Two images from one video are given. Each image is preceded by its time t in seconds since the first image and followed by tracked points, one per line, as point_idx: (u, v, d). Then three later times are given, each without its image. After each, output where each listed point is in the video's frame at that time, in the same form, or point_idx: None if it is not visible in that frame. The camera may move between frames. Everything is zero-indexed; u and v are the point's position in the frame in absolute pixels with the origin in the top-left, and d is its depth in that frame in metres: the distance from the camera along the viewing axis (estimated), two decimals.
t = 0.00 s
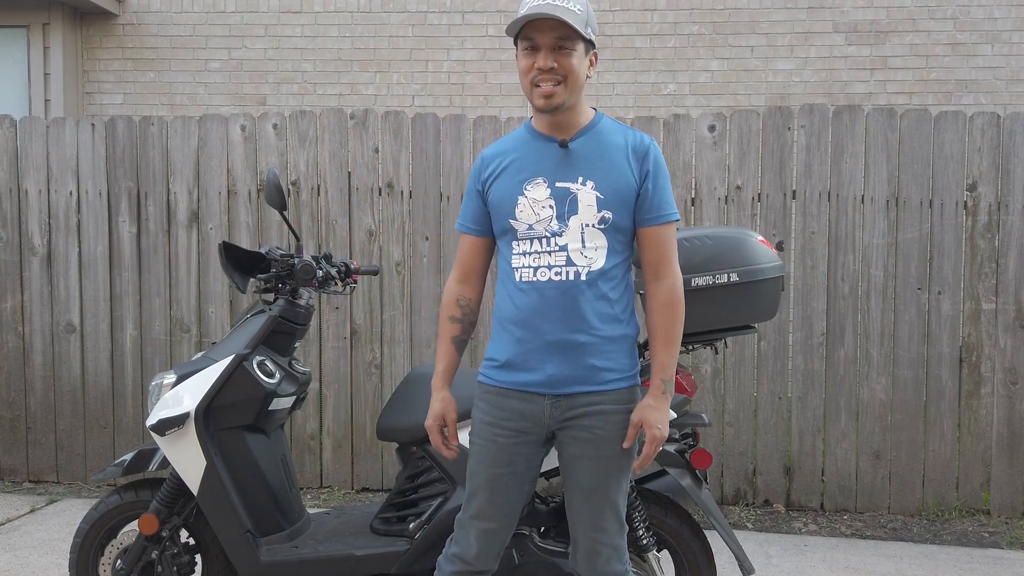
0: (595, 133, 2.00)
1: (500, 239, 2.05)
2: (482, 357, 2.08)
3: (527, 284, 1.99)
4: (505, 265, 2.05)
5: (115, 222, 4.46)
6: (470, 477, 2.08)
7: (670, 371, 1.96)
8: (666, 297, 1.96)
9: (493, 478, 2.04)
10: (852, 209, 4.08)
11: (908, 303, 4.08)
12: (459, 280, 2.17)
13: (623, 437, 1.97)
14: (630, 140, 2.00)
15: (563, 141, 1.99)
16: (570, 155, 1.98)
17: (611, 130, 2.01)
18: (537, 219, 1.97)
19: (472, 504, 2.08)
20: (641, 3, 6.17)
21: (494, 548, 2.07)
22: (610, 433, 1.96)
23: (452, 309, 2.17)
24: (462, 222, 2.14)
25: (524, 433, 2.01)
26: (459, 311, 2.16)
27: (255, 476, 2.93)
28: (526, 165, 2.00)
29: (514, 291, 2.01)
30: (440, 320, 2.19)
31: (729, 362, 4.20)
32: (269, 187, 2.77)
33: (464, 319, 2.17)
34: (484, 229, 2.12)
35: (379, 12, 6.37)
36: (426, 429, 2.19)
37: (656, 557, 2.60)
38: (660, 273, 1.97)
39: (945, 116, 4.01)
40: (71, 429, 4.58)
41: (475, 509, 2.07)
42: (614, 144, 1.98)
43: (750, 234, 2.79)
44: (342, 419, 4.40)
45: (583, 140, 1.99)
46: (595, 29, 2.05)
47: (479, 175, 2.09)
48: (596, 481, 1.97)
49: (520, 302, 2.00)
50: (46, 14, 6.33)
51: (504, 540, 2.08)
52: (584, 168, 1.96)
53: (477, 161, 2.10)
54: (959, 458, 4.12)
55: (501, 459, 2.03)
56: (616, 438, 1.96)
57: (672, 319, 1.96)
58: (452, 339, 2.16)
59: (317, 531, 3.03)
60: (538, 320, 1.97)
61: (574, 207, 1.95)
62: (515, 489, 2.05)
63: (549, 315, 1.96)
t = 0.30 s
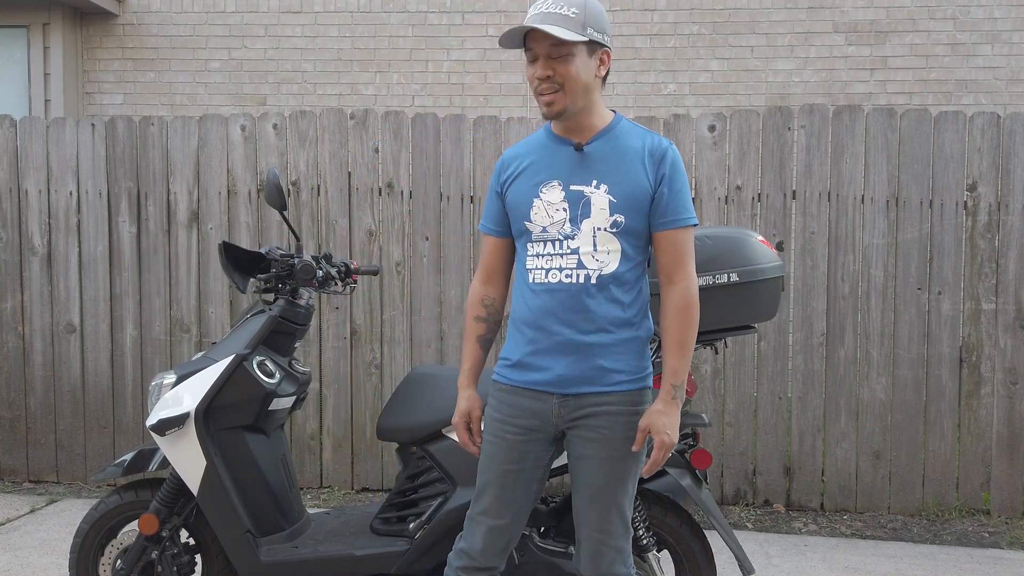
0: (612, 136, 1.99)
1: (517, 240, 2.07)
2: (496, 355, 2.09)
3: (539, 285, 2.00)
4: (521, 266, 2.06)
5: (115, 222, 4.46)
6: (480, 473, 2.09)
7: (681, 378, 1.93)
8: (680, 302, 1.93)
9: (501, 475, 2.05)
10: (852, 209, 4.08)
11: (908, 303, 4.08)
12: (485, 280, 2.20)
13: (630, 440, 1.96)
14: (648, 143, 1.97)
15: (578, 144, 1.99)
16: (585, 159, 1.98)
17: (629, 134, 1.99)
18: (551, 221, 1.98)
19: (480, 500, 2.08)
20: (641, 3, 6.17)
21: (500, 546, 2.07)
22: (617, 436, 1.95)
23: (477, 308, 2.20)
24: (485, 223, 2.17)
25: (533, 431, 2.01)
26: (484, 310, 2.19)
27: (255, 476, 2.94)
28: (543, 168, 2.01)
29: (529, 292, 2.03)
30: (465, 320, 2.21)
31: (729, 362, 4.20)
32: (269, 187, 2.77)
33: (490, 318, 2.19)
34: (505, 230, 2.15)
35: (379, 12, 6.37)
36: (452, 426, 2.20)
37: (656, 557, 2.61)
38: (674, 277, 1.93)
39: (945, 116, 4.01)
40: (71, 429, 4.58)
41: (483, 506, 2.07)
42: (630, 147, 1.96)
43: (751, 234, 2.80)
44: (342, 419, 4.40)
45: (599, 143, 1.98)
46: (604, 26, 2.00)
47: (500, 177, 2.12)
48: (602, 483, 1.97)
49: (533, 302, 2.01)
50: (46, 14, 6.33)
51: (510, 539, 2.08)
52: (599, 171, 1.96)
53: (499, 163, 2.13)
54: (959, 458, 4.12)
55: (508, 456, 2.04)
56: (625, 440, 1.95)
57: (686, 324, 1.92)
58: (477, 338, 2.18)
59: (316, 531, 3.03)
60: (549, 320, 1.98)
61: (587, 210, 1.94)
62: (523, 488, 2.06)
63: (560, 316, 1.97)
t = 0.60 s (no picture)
0: (615, 137, 1.98)
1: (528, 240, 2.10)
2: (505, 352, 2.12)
3: (542, 284, 2.02)
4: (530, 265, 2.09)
5: (115, 222, 4.46)
6: (485, 466, 2.11)
7: (685, 383, 1.89)
8: (684, 305, 1.88)
9: (502, 469, 2.06)
10: (852, 209, 4.08)
11: (908, 303, 4.08)
12: (502, 276, 2.25)
13: (626, 442, 1.95)
14: (653, 143, 1.93)
15: (580, 146, 2.00)
16: (588, 160, 1.98)
17: (633, 133, 1.97)
18: (554, 222, 2.00)
19: (483, 493, 2.10)
20: (641, 3, 6.17)
21: (500, 542, 2.08)
22: (612, 436, 1.94)
23: (491, 303, 2.25)
24: (507, 223, 2.23)
25: (533, 426, 2.02)
26: (497, 305, 2.24)
27: (255, 475, 2.94)
28: (549, 170, 2.03)
29: (534, 291, 2.05)
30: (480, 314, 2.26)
31: (729, 362, 4.20)
32: (269, 187, 2.77)
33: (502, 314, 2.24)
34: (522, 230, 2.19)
35: (379, 12, 6.37)
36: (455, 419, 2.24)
37: (656, 557, 2.61)
38: (678, 278, 1.89)
39: (945, 116, 4.01)
40: (71, 429, 4.58)
41: (485, 499, 2.09)
42: (631, 147, 1.94)
43: (751, 234, 2.80)
44: (342, 419, 4.40)
45: (601, 143, 1.98)
46: (575, 25, 1.98)
47: (515, 178, 2.16)
48: (598, 483, 1.96)
49: (536, 301, 2.03)
50: (46, 14, 6.33)
51: (511, 535, 2.08)
52: (600, 172, 1.95)
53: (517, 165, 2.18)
54: (959, 458, 4.12)
55: (508, 450, 2.05)
56: (621, 441, 1.94)
57: (691, 326, 1.88)
58: (487, 330, 2.22)
59: (317, 531, 3.02)
60: (549, 320, 1.99)
61: (586, 211, 1.94)
62: (523, 484, 2.06)
63: (558, 315, 1.98)
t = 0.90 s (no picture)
0: (610, 136, 1.97)
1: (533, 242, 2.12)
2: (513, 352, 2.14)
3: (543, 285, 2.04)
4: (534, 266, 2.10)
5: (115, 222, 4.46)
6: (488, 463, 2.12)
7: (672, 380, 1.84)
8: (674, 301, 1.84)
9: (503, 466, 2.07)
10: (852, 209, 4.08)
11: (908, 303, 4.08)
12: (516, 278, 2.28)
13: (622, 444, 1.94)
14: (647, 140, 1.91)
15: (576, 146, 2.00)
16: (583, 160, 1.98)
17: (629, 131, 1.95)
18: (552, 222, 2.01)
19: (486, 489, 2.12)
20: (641, 3, 6.17)
21: (502, 538, 2.10)
22: (609, 437, 1.93)
23: (506, 306, 2.28)
24: (518, 226, 2.24)
25: (533, 425, 2.03)
26: (512, 308, 2.26)
27: (256, 474, 2.94)
28: (548, 172, 2.05)
29: (536, 291, 2.06)
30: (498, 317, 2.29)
31: (729, 362, 4.20)
32: (269, 187, 2.77)
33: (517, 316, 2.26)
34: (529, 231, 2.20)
35: (379, 12, 6.37)
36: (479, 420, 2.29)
37: (656, 557, 2.61)
38: (670, 274, 1.85)
39: (945, 116, 4.01)
40: (71, 429, 4.58)
41: (488, 495, 2.10)
42: (626, 145, 1.93)
43: (751, 234, 2.80)
44: (342, 419, 4.40)
45: (596, 143, 1.97)
46: (567, 25, 1.99)
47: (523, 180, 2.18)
48: (595, 484, 1.96)
49: (538, 302, 2.05)
50: (46, 14, 6.33)
51: (512, 533, 2.09)
52: (594, 171, 1.95)
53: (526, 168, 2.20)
54: (959, 458, 4.12)
55: (510, 448, 2.06)
56: (618, 443, 1.94)
57: (683, 324, 1.83)
58: (504, 334, 2.24)
59: (317, 531, 3.02)
60: (548, 320, 2.00)
61: (581, 211, 1.94)
62: (525, 482, 2.07)
63: (557, 316, 1.99)
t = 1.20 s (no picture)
0: (608, 132, 1.97)
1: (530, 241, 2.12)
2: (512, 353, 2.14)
3: (542, 283, 2.03)
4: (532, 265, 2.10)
5: (115, 222, 4.46)
6: (488, 463, 2.13)
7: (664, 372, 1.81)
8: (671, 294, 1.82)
9: (503, 466, 2.08)
10: (852, 209, 4.08)
11: (908, 303, 4.08)
12: (508, 279, 2.27)
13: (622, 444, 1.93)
14: (646, 136, 1.91)
15: (575, 142, 2.00)
16: (581, 156, 1.98)
17: (627, 127, 1.96)
18: (550, 219, 2.00)
19: (486, 490, 2.13)
20: (641, 3, 6.17)
21: (501, 538, 2.10)
22: (608, 438, 1.93)
23: (498, 307, 2.27)
24: (513, 225, 2.25)
25: (533, 426, 2.03)
26: (505, 308, 2.26)
27: (255, 474, 2.94)
28: (546, 169, 2.04)
29: (535, 289, 2.06)
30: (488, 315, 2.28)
31: (729, 362, 4.20)
32: (269, 187, 2.77)
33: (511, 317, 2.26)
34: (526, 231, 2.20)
35: (379, 12, 6.37)
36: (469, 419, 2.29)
37: (656, 557, 2.61)
38: (668, 269, 1.84)
39: (945, 116, 4.01)
40: (71, 429, 4.57)
41: (487, 495, 2.11)
42: (624, 141, 1.93)
43: (751, 234, 2.80)
44: (342, 419, 4.40)
45: (595, 139, 1.97)
46: (566, 25, 1.98)
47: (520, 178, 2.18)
48: (595, 485, 1.96)
49: (536, 300, 2.04)
50: (46, 14, 6.33)
51: (512, 533, 2.10)
52: (592, 167, 1.95)
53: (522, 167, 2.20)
54: (959, 458, 4.12)
55: (510, 448, 2.07)
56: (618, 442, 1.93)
57: (681, 317, 1.81)
58: (497, 335, 2.25)
59: (317, 531, 3.02)
60: (548, 318, 2.00)
61: (580, 207, 1.94)
62: (525, 482, 2.07)
63: (556, 313, 1.98)
